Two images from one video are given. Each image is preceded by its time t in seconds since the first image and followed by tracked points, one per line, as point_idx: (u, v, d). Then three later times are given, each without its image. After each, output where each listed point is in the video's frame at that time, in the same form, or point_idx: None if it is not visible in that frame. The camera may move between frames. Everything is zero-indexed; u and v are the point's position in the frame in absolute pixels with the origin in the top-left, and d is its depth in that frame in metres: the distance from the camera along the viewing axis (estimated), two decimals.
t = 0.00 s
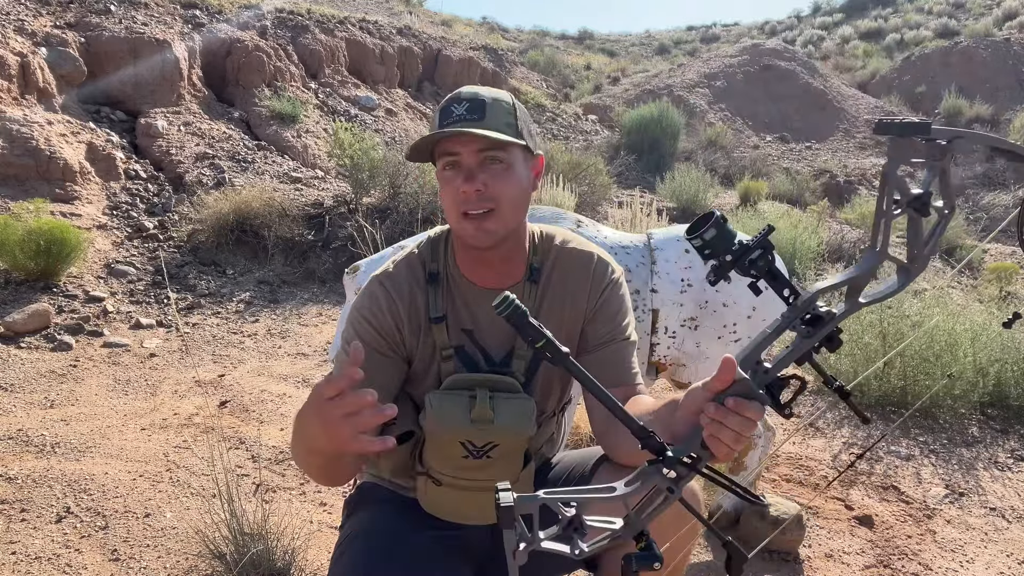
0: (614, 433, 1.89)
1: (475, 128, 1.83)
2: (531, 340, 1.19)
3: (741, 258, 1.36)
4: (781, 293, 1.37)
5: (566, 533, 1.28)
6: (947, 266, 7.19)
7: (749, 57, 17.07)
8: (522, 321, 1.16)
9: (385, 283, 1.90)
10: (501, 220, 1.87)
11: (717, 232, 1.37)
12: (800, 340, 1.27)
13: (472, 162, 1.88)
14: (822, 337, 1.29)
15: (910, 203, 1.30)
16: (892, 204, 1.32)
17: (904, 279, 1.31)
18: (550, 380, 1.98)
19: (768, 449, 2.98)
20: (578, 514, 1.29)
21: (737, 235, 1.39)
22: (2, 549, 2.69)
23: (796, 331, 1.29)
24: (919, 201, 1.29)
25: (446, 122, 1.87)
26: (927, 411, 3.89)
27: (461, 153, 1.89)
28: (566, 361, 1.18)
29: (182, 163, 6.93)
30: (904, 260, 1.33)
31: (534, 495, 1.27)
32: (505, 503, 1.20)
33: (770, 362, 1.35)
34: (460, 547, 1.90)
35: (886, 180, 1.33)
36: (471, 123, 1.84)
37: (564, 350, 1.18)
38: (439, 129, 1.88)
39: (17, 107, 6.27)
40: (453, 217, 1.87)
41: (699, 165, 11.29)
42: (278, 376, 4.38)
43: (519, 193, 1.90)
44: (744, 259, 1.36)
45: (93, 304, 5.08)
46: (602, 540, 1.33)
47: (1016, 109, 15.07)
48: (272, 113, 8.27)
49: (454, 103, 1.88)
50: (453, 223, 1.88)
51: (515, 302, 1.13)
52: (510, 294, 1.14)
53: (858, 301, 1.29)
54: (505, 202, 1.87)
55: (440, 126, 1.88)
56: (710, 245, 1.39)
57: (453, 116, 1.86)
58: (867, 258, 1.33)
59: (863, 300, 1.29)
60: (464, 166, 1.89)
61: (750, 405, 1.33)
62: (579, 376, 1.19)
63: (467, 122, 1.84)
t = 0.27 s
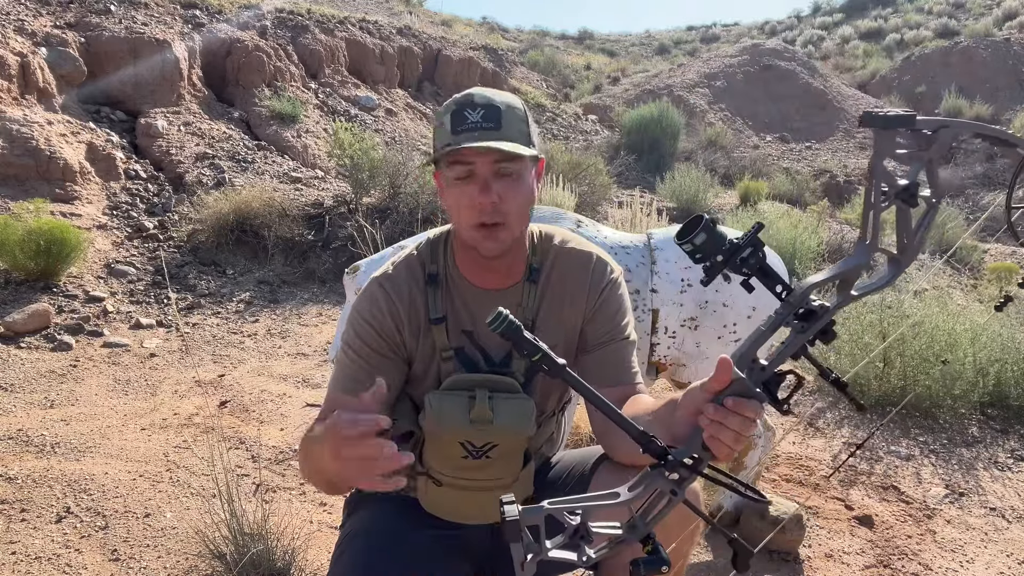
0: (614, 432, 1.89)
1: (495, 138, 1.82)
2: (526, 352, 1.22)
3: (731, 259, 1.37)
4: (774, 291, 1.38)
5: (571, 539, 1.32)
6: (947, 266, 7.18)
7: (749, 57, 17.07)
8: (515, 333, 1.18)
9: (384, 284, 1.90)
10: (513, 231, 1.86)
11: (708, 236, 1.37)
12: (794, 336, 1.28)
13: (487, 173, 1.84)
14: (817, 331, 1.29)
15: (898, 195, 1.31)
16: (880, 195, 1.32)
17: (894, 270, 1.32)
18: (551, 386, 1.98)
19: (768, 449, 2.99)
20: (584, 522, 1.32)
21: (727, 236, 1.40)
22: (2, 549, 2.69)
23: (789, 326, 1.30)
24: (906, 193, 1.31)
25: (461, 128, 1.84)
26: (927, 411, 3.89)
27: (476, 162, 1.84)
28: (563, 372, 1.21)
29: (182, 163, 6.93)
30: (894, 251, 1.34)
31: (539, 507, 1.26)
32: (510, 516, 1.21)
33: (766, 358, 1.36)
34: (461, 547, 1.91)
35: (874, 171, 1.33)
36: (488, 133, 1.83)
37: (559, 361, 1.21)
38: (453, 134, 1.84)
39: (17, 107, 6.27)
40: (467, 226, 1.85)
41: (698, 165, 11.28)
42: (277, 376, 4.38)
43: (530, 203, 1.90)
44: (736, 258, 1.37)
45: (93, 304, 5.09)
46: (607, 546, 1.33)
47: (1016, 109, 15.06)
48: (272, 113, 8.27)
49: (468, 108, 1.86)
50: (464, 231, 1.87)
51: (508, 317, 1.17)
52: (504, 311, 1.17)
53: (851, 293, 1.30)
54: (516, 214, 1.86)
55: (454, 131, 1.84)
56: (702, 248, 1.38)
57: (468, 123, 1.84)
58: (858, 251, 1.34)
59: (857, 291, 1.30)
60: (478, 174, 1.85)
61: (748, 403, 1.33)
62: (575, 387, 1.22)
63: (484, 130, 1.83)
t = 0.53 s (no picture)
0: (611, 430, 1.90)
1: (512, 159, 1.80)
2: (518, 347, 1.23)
3: (725, 259, 1.36)
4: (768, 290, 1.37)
5: (560, 534, 1.33)
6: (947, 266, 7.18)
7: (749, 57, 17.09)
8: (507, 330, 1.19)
9: (385, 286, 1.89)
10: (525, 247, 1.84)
11: (700, 236, 1.37)
12: (788, 336, 1.28)
13: (505, 192, 1.78)
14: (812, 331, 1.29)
15: (894, 196, 1.30)
16: (877, 197, 1.31)
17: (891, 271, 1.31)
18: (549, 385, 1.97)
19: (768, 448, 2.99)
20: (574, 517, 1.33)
21: (720, 235, 1.39)
22: (2, 549, 2.69)
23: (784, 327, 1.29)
24: (903, 194, 1.29)
25: (478, 146, 1.80)
26: (927, 411, 3.89)
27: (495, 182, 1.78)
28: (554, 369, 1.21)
29: (182, 163, 6.93)
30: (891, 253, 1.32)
31: (529, 501, 1.28)
32: (499, 510, 1.22)
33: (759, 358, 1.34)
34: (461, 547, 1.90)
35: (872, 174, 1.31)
36: (505, 152, 1.80)
37: (550, 356, 1.21)
38: (469, 152, 1.81)
39: (17, 107, 6.27)
40: (480, 242, 1.81)
41: (698, 165, 11.28)
42: (277, 376, 4.38)
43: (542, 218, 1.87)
44: (730, 257, 1.37)
45: (93, 304, 5.09)
46: (599, 539, 1.33)
47: (1016, 109, 15.06)
48: (272, 113, 8.27)
49: (485, 125, 1.82)
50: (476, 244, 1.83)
51: (500, 313, 1.17)
52: (497, 305, 1.18)
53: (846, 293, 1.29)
54: (532, 229, 1.84)
55: (470, 149, 1.81)
56: (695, 247, 1.38)
57: (486, 142, 1.80)
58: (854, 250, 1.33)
59: (852, 292, 1.29)
60: (497, 193, 1.78)
61: (741, 404, 1.33)
62: (566, 384, 1.23)
63: (502, 150, 1.79)
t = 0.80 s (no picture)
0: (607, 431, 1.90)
1: (505, 174, 1.78)
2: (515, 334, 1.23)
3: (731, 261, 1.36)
4: (771, 297, 1.36)
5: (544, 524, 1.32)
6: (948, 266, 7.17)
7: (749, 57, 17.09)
8: (506, 315, 1.20)
9: (385, 290, 1.89)
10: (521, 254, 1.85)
11: (705, 235, 1.37)
12: (789, 345, 1.27)
13: (496, 206, 1.76)
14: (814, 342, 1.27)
15: (905, 211, 1.26)
16: (887, 213, 1.27)
17: (896, 288, 1.27)
18: (549, 385, 1.96)
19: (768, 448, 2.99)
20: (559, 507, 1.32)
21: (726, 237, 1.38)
22: (2, 549, 2.69)
23: (785, 336, 1.28)
24: (914, 210, 1.25)
25: (470, 159, 1.79)
26: (927, 411, 3.89)
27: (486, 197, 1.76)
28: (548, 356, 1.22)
29: (182, 163, 6.94)
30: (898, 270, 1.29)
31: (516, 488, 1.29)
32: (486, 492, 1.22)
33: (757, 364, 1.32)
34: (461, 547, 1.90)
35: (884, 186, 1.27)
36: (497, 167, 1.79)
37: (546, 344, 1.22)
38: (461, 165, 1.80)
39: (17, 107, 6.27)
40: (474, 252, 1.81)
41: (698, 165, 11.28)
42: (277, 376, 4.38)
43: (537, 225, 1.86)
44: (735, 261, 1.37)
45: (93, 304, 5.09)
46: (584, 533, 1.32)
47: (1016, 109, 15.05)
48: (272, 113, 8.27)
49: (478, 138, 1.80)
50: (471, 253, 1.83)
51: (499, 297, 1.18)
52: (496, 289, 1.19)
53: (850, 306, 1.28)
54: (527, 237, 1.84)
55: (462, 162, 1.80)
56: (699, 247, 1.38)
57: (478, 156, 1.79)
58: (860, 262, 1.31)
59: (856, 304, 1.28)
60: (488, 207, 1.76)
61: (733, 408, 1.32)
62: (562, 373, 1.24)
63: (495, 165, 1.78)
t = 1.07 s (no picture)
0: (608, 432, 1.90)
1: (501, 174, 1.79)
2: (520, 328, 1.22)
3: (744, 266, 1.36)
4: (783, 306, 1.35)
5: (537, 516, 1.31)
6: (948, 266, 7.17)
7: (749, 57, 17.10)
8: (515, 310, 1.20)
9: (386, 292, 1.88)
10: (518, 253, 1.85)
11: (719, 240, 1.37)
12: (797, 356, 1.26)
13: (494, 206, 1.76)
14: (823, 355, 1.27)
15: (926, 229, 1.23)
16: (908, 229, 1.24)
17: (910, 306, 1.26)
18: (551, 385, 1.97)
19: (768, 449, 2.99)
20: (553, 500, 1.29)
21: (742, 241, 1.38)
22: (2, 549, 2.69)
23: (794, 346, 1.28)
24: (936, 227, 1.22)
25: (467, 158, 1.79)
26: (927, 411, 3.88)
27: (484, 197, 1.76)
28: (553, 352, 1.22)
29: (182, 163, 6.93)
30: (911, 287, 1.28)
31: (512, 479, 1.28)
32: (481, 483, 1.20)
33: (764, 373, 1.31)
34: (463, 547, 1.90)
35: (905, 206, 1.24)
36: (496, 166, 1.79)
37: (551, 340, 1.21)
38: (459, 164, 1.80)
39: (17, 107, 6.27)
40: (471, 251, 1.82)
41: (698, 165, 11.28)
42: (277, 376, 4.39)
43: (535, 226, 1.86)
44: (749, 267, 1.36)
45: (93, 304, 5.08)
46: (578, 527, 1.30)
47: (1016, 109, 15.05)
48: (272, 113, 8.27)
49: (475, 137, 1.80)
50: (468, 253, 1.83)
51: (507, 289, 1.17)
52: (504, 282, 1.18)
53: (864, 321, 1.27)
54: (525, 237, 1.84)
55: (460, 161, 1.80)
56: (711, 250, 1.39)
57: (475, 155, 1.79)
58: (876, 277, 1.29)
59: (869, 320, 1.27)
60: (486, 207, 1.76)
61: (735, 415, 1.33)
62: (566, 369, 1.24)
63: (492, 165, 1.79)
